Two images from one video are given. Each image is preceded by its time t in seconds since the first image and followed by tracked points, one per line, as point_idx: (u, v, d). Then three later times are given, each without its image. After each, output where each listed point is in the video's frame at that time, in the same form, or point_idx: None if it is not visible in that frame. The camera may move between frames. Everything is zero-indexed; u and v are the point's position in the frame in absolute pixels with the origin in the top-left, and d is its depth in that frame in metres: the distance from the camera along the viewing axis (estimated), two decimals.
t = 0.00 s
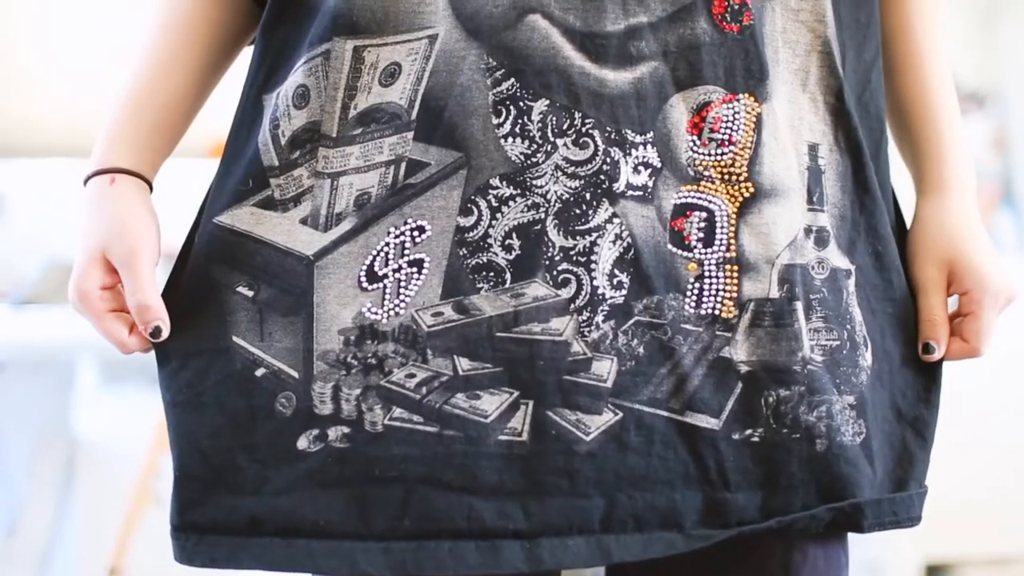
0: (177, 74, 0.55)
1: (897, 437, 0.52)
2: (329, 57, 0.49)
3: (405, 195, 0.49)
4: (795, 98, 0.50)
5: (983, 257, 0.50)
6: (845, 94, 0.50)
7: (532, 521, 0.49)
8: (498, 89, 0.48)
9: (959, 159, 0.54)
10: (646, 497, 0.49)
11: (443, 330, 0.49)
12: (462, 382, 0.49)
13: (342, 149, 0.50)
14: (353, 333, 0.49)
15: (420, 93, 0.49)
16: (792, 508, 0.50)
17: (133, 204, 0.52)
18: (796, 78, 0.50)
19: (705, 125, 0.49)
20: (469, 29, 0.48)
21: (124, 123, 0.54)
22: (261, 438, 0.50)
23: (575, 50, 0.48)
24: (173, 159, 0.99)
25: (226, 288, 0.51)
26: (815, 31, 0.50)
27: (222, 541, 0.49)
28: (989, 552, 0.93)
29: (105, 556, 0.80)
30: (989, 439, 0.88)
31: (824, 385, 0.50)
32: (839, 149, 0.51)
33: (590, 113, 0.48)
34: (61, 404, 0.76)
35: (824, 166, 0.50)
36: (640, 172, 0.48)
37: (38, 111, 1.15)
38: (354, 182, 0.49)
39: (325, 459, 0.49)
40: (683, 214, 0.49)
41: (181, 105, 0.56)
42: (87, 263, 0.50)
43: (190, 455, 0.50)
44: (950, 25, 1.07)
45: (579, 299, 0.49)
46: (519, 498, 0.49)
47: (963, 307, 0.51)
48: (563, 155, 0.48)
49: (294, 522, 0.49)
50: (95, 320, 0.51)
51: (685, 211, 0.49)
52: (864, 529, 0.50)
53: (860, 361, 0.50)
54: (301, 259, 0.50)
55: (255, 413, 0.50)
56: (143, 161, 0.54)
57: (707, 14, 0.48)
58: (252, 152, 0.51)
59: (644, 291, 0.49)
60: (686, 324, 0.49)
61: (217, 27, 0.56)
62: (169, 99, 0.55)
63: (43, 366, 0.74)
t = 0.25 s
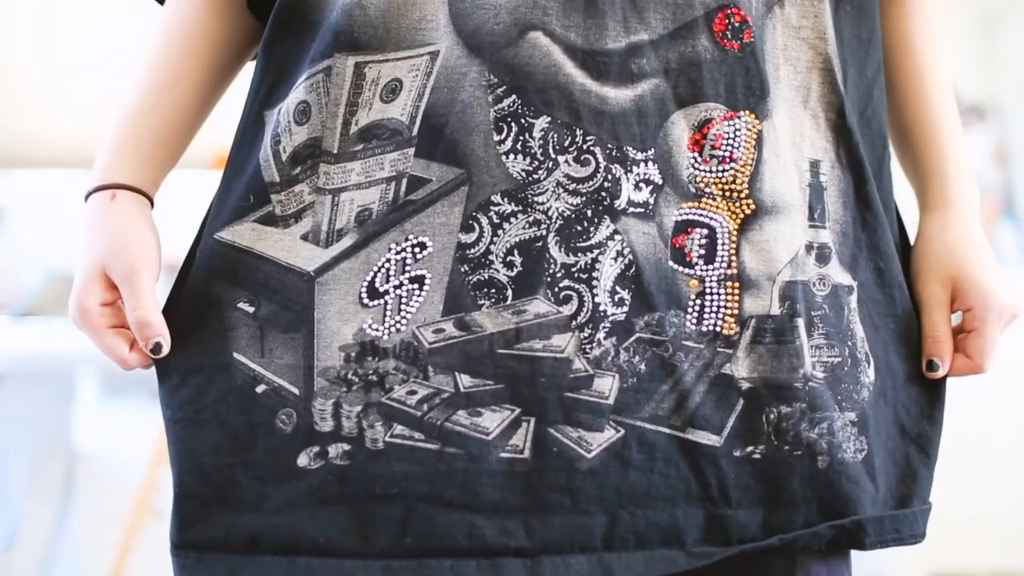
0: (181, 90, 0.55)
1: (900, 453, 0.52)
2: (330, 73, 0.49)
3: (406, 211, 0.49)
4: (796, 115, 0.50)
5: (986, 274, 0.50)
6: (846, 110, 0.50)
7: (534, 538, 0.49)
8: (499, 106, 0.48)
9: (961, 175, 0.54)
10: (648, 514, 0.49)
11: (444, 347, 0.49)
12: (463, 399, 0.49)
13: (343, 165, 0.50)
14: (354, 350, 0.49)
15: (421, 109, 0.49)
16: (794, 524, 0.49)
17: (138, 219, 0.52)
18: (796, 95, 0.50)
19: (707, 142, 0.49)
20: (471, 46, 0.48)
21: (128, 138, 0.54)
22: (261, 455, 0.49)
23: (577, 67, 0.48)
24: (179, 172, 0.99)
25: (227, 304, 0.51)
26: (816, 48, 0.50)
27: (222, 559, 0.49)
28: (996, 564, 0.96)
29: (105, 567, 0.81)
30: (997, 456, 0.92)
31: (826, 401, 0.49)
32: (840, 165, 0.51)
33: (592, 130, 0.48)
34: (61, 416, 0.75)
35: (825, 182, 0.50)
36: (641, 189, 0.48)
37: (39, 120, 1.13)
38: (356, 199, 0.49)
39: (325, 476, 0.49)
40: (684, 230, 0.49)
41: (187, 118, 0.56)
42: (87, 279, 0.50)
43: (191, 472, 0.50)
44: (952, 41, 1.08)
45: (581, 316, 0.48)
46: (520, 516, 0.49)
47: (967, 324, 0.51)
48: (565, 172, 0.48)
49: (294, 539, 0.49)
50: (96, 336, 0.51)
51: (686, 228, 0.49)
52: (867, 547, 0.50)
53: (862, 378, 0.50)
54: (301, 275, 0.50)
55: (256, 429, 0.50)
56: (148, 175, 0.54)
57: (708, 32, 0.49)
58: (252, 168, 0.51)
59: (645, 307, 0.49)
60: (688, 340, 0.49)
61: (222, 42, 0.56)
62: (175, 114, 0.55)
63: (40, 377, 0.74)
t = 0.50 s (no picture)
0: (182, 106, 0.56)
1: (902, 473, 0.52)
2: (332, 92, 0.50)
3: (407, 230, 0.49)
4: (798, 133, 0.50)
5: (988, 292, 0.50)
6: (848, 128, 0.50)
7: (534, 558, 0.48)
8: (500, 125, 0.48)
9: (963, 192, 0.54)
10: (648, 534, 0.48)
11: (445, 366, 0.49)
12: (464, 418, 0.49)
13: (345, 183, 0.50)
14: (354, 368, 0.49)
15: (423, 128, 0.49)
16: (796, 544, 0.49)
17: (136, 235, 0.52)
18: (798, 114, 0.50)
19: (708, 160, 0.49)
20: (472, 64, 0.48)
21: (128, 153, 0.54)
22: (262, 473, 0.49)
23: (578, 86, 0.48)
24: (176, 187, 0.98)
25: (228, 322, 0.50)
26: (817, 66, 0.50)
27: None
28: None
29: None
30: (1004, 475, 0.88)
31: (828, 421, 0.49)
32: (842, 183, 0.51)
33: (593, 148, 0.48)
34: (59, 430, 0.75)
35: (828, 202, 0.50)
36: (642, 208, 0.48)
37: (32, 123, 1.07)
38: (357, 217, 0.49)
39: (324, 495, 0.49)
40: (686, 248, 0.49)
41: (185, 135, 0.56)
42: (86, 296, 0.50)
43: (190, 490, 0.50)
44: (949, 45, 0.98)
45: (582, 334, 0.48)
46: (520, 535, 0.48)
47: (970, 342, 0.51)
48: (565, 191, 0.48)
49: (293, 558, 0.48)
50: (95, 354, 0.51)
51: (688, 246, 0.49)
52: (869, 567, 0.49)
53: (864, 398, 0.50)
54: (303, 293, 0.50)
55: (256, 447, 0.50)
56: (146, 191, 0.54)
57: (709, 50, 0.49)
58: (255, 186, 0.51)
59: (646, 326, 0.48)
60: (689, 359, 0.49)
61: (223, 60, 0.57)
62: (175, 130, 0.55)
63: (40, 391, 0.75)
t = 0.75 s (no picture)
0: (177, 122, 0.55)
1: (904, 491, 0.51)
2: (333, 110, 0.50)
3: (408, 249, 0.49)
4: (800, 153, 0.50)
5: (990, 310, 0.50)
6: (849, 147, 0.51)
7: None
8: (502, 145, 0.48)
9: (965, 209, 0.54)
10: (649, 552, 0.48)
11: (447, 385, 0.49)
12: (465, 437, 0.49)
13: (345, 202, 0.50)
14: (355, 387, 0.49)
15: (424, 147, 0.49)
16: (797, 564, 0.49)
17: (133, 250, 0.52)
18: (799, 134, 0.50)
19: (710, 180, 0.49)
20: (474, 85, 0.48)
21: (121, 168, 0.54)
22: (261, 491, 0.49)
23: (580, 107, 0.48)
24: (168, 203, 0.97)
25: (227, 339, 0.50)
26: (818, 87, 0.50)
27: None
28: None
29: None
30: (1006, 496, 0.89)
31: (829, 440, 0.49)
32: (843, 203, 0.51)
33: (593, 169, 0.48)
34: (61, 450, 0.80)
35: (828, 221, 0.50)
36: (644, 228, 0.48)
37: (27, 130, 1.03)
38: (357, 236, 0.49)
39: (325, 513, 0.49)
40: (689, 268, 0.49)
41: (181, 151, 0.56)
42: (83, 313, 0.50)
43: (190, 508, 0.49)
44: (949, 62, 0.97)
45: (582, 354, 0.48)
46: (519, 553, 0.48)
47: (972, 361, 0.51)
48: (567, 212, 0.48)
49: None
50: (93, 371, 0.50)
51: (691, 265, 0.49)
52: None
53: (865, 416, 0.50)
54: (303, 310, 0.49)
55: (256, 465, 0.49)
56: (140, 208, 0.54)
57: (711, 72, 0.49)
58: (255, 204, 0.51)
59: (648, 345, 0.48)
60: (692, 378, 0.49)
61: (220, 75, 0.56)
62: (169, 146, 0.55)
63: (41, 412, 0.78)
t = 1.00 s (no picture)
0: (174, 138, 0.53)
1: (906, 509, 0.51)
2: (334, 128, 0.50)
3: (410, 267, 0.49)
4: (800, 171, 0.50)
5: (993, 329, 0.50)
6: (849, 166, 0.51)
7: None
8: (504, 164, 0.48)
9: (967, 228, 0.54)
10: (650, 571, 0.48)
11: (448, 403, 0.49)
12: (467, 455, 0.49)
13: (346, 220, 0.49)
14: (356, 405, 0.49)
15: (425, 166, 0.49)
16: None
17: (132, 264, 0.50)
18: (799, 152, 0.50)
19: (711, 199, 0.49)
20: (475, 103, 0.48)
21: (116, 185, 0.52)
22: (262, 510, 0.49)
23: (581, 126, 0.48)
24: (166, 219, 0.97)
25: (228, 357, 0.50)
26: (819, 105, 0.50)
27: None
28: None
29: None
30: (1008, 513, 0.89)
31: (831, 458, 0.49)
32: (844, 221, 0.51)
33: (595, 188, 0.48)
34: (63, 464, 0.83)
35: (829, 239, 0.50)
36: (645, 246, 0.48)
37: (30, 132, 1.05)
38: (358, 254, 0.49)
39: (326, 531, 0.49)
40: (690, 286, 0.49)
41: (178, 168, 0.54)
42: (82, 330, 0.48)
43: (190, 526, 0.49)
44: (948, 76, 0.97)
45: (584, 373, 0.48)
46: (520, 572, 0.48)
47: (973, 380, 0.51)
48: (568, 231, 0.48)
49: None
50: (91, 387, 0.49)
51: (692, 284, 0.49)
52: None
53: (866, 434, 0.50)
54: (304, 329, 0.49)
55: (256, 483, 0.49)
56: (135, 227, 0.52)
57: (711, 90, 0.49)
58: (256, 223, 0.51)
59: (649, 364, 0.48)
60: (692, 397, 0.49)
61: (219, 90, 0.54)
62: (167, 163, 0.53)
63: (44, 426, 0.81)
